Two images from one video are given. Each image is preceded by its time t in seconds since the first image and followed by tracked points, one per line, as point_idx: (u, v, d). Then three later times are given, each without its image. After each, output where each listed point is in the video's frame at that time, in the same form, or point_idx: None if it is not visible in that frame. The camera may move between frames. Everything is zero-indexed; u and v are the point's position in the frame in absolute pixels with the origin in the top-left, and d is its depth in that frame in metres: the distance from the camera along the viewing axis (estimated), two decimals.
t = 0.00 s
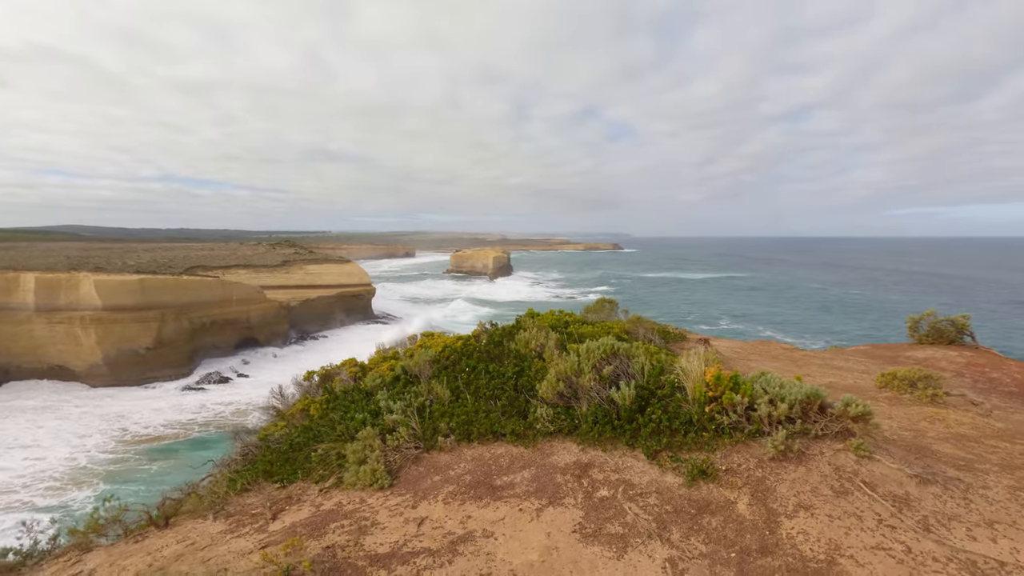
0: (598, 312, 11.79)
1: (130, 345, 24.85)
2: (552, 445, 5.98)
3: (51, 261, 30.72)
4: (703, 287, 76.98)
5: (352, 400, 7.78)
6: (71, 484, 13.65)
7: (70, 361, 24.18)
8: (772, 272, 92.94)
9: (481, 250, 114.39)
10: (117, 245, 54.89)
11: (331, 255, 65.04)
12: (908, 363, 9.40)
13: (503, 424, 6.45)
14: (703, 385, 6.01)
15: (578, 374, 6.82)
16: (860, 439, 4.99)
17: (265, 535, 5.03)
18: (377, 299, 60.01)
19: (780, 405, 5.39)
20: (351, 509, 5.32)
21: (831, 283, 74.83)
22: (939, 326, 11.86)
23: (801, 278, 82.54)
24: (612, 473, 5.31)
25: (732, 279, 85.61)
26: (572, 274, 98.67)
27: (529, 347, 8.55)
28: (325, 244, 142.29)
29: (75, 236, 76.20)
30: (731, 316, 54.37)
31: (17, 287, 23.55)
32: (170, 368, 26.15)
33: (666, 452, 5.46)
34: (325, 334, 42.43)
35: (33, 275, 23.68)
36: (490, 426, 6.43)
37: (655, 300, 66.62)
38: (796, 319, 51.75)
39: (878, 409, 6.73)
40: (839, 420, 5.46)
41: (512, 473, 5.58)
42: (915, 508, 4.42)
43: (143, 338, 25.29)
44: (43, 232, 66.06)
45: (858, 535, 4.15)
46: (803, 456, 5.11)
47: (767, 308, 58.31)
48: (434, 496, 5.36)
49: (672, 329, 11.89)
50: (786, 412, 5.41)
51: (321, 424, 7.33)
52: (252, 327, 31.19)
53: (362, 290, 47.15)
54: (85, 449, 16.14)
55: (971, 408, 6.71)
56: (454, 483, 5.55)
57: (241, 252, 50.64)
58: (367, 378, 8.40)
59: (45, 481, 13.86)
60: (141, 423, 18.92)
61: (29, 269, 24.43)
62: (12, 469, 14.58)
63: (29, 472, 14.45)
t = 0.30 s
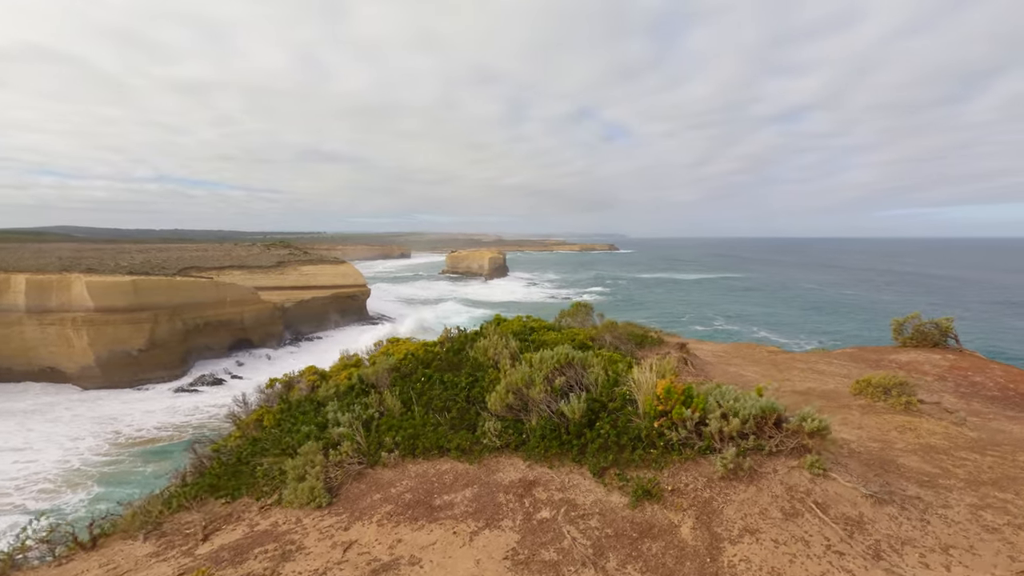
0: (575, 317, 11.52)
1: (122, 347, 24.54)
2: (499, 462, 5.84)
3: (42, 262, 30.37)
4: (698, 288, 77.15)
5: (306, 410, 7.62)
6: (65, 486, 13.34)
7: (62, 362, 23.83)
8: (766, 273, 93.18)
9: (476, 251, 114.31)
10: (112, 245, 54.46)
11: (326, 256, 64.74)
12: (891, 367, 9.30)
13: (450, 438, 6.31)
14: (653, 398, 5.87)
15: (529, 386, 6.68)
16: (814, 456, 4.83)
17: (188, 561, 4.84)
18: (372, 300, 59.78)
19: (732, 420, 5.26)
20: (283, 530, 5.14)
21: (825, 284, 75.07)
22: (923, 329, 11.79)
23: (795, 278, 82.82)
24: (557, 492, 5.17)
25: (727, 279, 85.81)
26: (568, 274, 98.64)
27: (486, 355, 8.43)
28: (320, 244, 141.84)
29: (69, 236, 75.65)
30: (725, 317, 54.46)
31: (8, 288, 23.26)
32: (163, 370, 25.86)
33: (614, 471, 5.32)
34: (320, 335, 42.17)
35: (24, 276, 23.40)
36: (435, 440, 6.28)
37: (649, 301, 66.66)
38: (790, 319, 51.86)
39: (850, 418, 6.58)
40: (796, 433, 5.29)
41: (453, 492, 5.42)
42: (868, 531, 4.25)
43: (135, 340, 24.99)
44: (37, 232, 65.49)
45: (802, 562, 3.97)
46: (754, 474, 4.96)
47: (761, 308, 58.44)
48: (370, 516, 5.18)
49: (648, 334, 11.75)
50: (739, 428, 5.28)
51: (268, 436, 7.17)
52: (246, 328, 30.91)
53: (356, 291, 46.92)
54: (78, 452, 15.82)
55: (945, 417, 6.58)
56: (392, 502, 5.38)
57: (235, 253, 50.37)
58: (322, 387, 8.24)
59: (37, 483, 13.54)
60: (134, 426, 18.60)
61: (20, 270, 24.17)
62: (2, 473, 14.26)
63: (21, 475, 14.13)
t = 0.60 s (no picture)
0: (545, 317, 11.26)
1: (110, 348, 24.14)
2: (431, 469, 5.68)
3: (28, 263, 29.84)
4: (689, 288, 77.34)
5: (248, 415, 7.41)
6: (53, 489, 13.00)
7: (49, 364, 23.35)
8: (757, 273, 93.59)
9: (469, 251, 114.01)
10: (101, 247, 53.71)
11: (317, 256, 64.25)
12: (869, 367, 9.23)
13: (384, 444, 6.14)
14: (592, 403, 5.73)
15: (469, 389, 6.52)
16: (757, 464, 4.68)
17: None
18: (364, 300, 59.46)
19: (671, 425, 5.12)
20: (199, 544, 4.95)
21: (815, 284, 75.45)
22: (902, 329, 11.75)
23: (786, 279, 83.23)
24: (488, 502, 5.02)
25: (718, 280, 86.10)
26: (561, 275, 98.63)
27: (435, 356, 8.28)
28: (312, 245, 141.07)
29: (57, 237, 74.51)
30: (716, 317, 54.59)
31: None
32: (152, 371, 25.50)
33: (548, 478, 5.17)
34: (312, 336, 41.81)
35: (9, 276, 22.95)
36: (369, 447, 6.11)
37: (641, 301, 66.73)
38: (780, 319, 52.08)
39: (814, 420, 6.47)
40: (738, 441, 5.15)
41: (381, 503, 5.25)
42: (806, 544, 4.06)
43: (123, 342, 24.62)
44: (24, 233, 64.46)
45: None
46: (692, 483, 4.81)
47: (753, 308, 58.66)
48: (288, 530, 5.01)
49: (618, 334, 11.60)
50: (679, 433, 5.14)
51: (206, 442, 6.96)
52: (237, 329, 30.60)
53: (348, 292, 46.61)
54: (67, 454, 15.47)
55: (914, 419, 6.49)
56: (316, 513, 5.22)
57: (226, 254, 49.88)
58: (268, 390, 8.04)
59: (26, 486, 13.20)
60: (122, 428, 18.27)
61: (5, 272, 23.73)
62: None
63: (9, 478, 13.76)
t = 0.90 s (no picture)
0: (514, 322, 10.99)
1: (98, 350, 23.70)
2: (361, 491, 5.35)
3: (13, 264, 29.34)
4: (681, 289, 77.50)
5: (186, 428, 7.00)
6: (42, 491, 12.65)
7: (36, 366, 22.94)
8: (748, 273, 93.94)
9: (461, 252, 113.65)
10: (89, 248, 52.99)
11: (309, 257, 63.77)
12: (849, 371, 9.16)
13: (315, 463, 5.77)
14: (530, 421, 5.46)
15: (407, 404, 6.17)
16: (701, 487, 4.45)
17: None
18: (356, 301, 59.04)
19: (611, 446, 4.90)
20: None
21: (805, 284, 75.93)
22: (884, 331, 11.69)
23: (778, 279, 83.60)
24: (416, 529, 4.73)
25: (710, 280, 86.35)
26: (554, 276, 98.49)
27: (383, 367, 8.00)
28: (303, 245, 140.07)
29: (44, 237, 73.34)
30: (708, 317, 54.67)
31: None
32: (141, 372, 25.11)
33: (481, 502, 4.90)
34: (304, 337, 41.38)
35: None
36: (300, 466, 5.73)
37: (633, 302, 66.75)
38: (771, 319, 52.23)
39: (779, 431, 6.34)
40: (682, 462, 4.96)
41: (304, 529, 4.89)
42: None
43: (112, 343, 24.20)
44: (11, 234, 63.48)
45: None
46: (631, 508, 4.57)
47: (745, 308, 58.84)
48: (201, 561, 4.58)
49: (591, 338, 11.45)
50: (619, 454, 4.94)
51: (137, 461, 6.57)
52: (227, 330, 30.27)
53: (341, 293, 46.21)
54: (56, 457, 15.10)
55: (885, 429, 6.42)
56: (234, 540, 4.81)
57: (216, 254, 49.36)
58: (208, 402, 7.64)
59: (13, 488, 12.83)
60: (110, 431, 17.92)
61: None
62: None
63: None
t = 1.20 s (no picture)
0: (486, 322, 10.63)
1: (87, 351, 23.38)
2: (281, 509, 4.84)
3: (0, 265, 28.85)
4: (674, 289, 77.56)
5: (111, 427, 6.34)
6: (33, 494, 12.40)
7: (23, 368, 22.49)
8: (741, 274, 94.22)
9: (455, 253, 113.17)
10: (77, 249, 52.23)
11: (301, 258, 63.20)
12: (833, 372, 9.04)
13: (237, 476, 5.23)
14: (461, 433, 4.98)
15: (338, 412, 5.59)
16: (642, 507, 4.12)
17: None
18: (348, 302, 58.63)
19: (545, 461, 4.49)
20: None
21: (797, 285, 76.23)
22: (868, 332, 11.58)
23: (771, 280, 83.87)
24: (332, 552, 4.29)
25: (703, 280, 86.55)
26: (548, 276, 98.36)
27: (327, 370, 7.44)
28: (296, 246, 139.09)
29: (31, 238, 72.21)
30: (701, 317, 54.75)
31: None
32: (131, 374, 24.85)
33: (405, 521, 4.46)
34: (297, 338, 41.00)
35: None
36: (220, 480, 5.17)
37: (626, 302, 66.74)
38: (763, 319, 52.33)
39: (747, 437, 6.16)
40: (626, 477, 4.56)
41: (213, 552, 4.39)
42: None
43: (101, 344, 23.87)
44: None
45: None
46: (564, 529, 4.22)
47: (738, 309, 58.94)
48: None
49: (565, 341, 11.28)
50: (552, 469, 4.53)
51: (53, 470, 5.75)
52: (219, 331, 29.99)
53: (334, 293, 45.75)
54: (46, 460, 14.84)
55: (860, 435, 6.27)
56: (135, 566, 4.29)
57: (208, 255, 48.80)
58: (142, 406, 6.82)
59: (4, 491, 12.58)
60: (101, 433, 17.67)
61: None
62: None
63: None
